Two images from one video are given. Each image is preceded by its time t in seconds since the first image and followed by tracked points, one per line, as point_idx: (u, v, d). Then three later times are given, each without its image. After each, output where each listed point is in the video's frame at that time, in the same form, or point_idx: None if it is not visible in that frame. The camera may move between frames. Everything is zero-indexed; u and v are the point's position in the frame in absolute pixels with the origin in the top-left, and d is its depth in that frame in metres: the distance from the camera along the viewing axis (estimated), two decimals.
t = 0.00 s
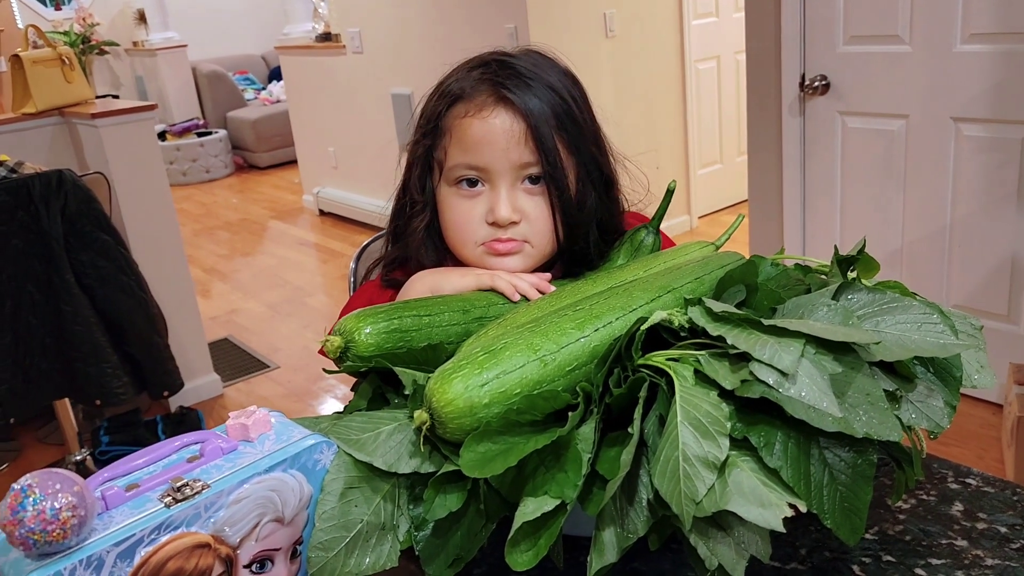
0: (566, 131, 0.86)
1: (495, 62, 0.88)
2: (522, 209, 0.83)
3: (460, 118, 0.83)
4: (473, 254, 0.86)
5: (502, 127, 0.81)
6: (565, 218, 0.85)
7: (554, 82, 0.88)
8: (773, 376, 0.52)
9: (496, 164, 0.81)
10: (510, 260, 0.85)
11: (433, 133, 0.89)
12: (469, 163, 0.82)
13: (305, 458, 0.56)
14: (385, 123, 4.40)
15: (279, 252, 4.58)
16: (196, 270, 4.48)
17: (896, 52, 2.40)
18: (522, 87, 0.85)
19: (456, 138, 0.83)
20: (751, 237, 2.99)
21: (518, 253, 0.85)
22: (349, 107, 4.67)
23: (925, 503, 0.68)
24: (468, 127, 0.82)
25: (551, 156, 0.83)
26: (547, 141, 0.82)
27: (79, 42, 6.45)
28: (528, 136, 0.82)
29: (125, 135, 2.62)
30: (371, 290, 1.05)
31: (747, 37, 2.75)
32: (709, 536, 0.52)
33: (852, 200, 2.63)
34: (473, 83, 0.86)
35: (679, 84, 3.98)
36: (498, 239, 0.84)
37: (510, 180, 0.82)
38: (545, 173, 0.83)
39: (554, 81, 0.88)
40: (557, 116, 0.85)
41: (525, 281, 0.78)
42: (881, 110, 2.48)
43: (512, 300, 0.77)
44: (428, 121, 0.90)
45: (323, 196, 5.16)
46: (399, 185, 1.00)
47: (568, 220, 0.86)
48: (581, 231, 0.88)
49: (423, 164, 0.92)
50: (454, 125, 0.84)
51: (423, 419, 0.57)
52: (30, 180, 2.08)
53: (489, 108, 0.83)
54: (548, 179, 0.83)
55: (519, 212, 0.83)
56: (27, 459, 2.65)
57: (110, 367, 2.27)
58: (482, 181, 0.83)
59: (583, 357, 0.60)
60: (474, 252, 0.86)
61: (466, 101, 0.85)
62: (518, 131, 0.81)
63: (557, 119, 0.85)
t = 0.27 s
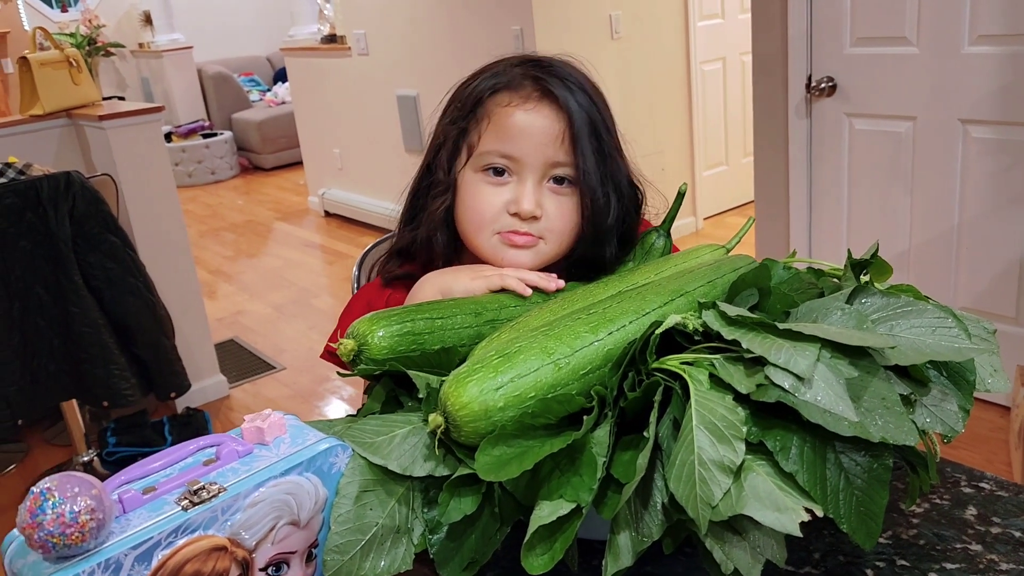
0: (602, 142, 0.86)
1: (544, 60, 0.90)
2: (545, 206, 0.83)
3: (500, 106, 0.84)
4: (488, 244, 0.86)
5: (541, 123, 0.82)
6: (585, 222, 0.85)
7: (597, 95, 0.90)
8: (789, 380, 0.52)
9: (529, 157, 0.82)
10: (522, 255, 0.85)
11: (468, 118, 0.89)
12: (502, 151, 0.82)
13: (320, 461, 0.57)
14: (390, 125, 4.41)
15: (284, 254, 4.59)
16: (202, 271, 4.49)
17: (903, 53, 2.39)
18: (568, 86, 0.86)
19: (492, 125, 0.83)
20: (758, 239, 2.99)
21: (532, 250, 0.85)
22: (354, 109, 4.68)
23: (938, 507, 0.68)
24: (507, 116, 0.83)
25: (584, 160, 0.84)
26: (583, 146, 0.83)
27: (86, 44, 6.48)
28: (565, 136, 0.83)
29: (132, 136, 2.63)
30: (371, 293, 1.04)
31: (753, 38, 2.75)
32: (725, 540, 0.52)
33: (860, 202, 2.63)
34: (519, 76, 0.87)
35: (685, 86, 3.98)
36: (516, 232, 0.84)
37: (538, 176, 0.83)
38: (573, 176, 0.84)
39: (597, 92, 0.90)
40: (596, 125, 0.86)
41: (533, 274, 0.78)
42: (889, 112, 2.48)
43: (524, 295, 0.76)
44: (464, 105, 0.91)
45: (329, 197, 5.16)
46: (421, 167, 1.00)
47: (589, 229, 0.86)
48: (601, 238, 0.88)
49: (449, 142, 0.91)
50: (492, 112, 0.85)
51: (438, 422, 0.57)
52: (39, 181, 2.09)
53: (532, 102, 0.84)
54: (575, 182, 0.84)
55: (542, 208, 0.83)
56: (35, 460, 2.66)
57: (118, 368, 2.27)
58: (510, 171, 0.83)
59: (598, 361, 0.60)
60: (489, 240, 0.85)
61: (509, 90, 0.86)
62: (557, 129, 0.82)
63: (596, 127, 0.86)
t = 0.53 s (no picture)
0: (627, 148, 0.87)
1: (577, 61, 0.93)
2: (560, 191, 0.83)
3: (531, 91, 0.87)
4: (498, 222, 0.85)
5: (568, 109, 0.84)
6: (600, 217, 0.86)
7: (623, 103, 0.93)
8: (800, 380, 0.52)
9: (552, 140, 0.83)
10: (531, 238, 0.85)
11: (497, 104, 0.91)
12: (526, 131, 0.84)
13: (332, 461, 0.57)
14: (396, 126, 4.42)
15: (290, 255, 4.60)
16: (208, 272, 4.50)
17: (909, 54, 2.39)
18: (598, 82, 0.88)
19: (520, 107, 0.86)
20: (764, 240, 2.99)
21: (541, 234, 0.85)
22: (360, 111, 4.69)
23: (947, 507, 0.68)
24: (536, 100, 0.85)
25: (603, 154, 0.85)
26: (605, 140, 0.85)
27: (93, 46, 6.51)
28: (589, 127, 0.84)
29: (140, 139, 2.64)
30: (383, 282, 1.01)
31: (759, 39, 2.75)
32: (737, 540, 0.52)
33: (866, 203, 2.63)
34: (552, 69, 0.90)
35: (691, 87, 3.98)
36: (529, 211, 0.84)
37: (557, 162, 0.84)
38: (590, 169, 0.85)
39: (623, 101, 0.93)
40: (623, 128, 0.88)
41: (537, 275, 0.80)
42: (895, 112, 2.47)
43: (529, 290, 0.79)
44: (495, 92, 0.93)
45: (334, 199, 5.17)
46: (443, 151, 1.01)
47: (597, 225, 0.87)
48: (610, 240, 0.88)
49: (477, 120, 0.92)
50: (523, 97, 0.87)
51: (449, 422, 0.57)
52: (48, 183, 2.10)
53: (561, 91, 0.86)
54: (591, 174, 0.86)
55: (557, 191, 0.83)
56: (42, 461, 2.67)
57: (126, 369, 2.28)
58: (530, 153, 0.84)
59: (608, 361, 0.60)
60: (500, 217, 0.85)
61: (541, 78, 0.88)
62: (582, 118, 0.84)
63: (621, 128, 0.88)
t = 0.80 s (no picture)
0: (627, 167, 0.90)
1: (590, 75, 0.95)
2: (557, 200, 0.85)
3: (542, 99, 0.89)
4: (493, 221, 0.87)
5: (575, 122, 0.86)
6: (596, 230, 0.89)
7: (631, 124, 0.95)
8: (805, 387, 0.52)
9: (555, 150, 0.85)
10: (522, 242, 0.87)
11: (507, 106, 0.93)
12: (531, 137, 0.86)
13: (338, 466, 0.57)
14: (401, 128, 4.42)
15: (296, 258, 4.61)
16: (214, 275, 4.51)
17: (914, 55, 2.39)
18: (606, 98, 0.90)
19: (528, 113, 0.87)
20: (769, 243, 2.99)
21: (532, 238, 0.87)
22: (365, 113, 4.70)
23: (953, 513, 0.68)
24: (544, 109, 0.87)
25: (600, 170, 0.88)
26: (605, 158, 0.88)
27: (99, 50, 6.54)
28: (592, 142, 0.87)
29: (146, 142, 2.65)
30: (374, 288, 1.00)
31: (764, 41, 2.75)
32: (741, 546, 0.52)
33: (871, 205, 2.63)
34: (564, 81, 0.92)
35: (695, 88, 3.98)
36: (524, 215, 0.86)
37: (557, 172, 0.86)
38: (587, 182, 0.88)
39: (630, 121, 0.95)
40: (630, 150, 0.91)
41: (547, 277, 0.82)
42: (901, 114, 2.47)
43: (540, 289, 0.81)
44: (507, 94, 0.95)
45: (340, 201, 5.18)
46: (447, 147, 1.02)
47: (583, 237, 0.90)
48: (616, 250, 0.91)
49: (483, 118, 0.94)
50: (532, 103, 0.89)
51: (454, 428, 0.57)
52: (55, 187, 2.11)
53: (570, 103, 0.88)
54: (587, 188, 0.88)
55: (554, 199, 0.85)
56: (49, 464, 2.68)
57: (132, 372, 2.29)
58: (533, 159, 0.86)
59: (613, 366, 0.60)
60: (494, 216, 0.87)
61: (553, 88, 0.90)
62: (587, 131, 0.87)
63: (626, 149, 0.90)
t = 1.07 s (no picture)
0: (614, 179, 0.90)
1: (577, 88, 0.95)
2: (545, 213, 0.85)
3: (529, 113, 0.89)
4: (480, 234, 0.87)
5: (562, 136, 0.86)
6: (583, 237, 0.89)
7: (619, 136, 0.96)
8: (807, 391, 0.53)
9: (543, 164, 0.86)
10: (508, 255, 0.87)
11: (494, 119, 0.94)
12: (519, 150, 0.86)
13: (343, 471, 0.57)
14: (405, 131, 4.43)
15: (301, 260, 4.62)
16: (219, 277, 4.53)
17: (919, 57, 2.39)
18: (594, 111, 0.91)
19: (515, 127, 0.88)
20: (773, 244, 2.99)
21: (519, 251, 0.87)
22: (369, 115, 4.71)
23: (956, 516, 0.68)
24: (532, 123, 0.87)
25: (587, 185, 0.88)
26: (591, 172, 0.88)
27: (105, 53, 6.56)
28: (580, 155, 0.87)
29: (151, 145, 2.66)
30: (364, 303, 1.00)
31: (768, 43, 2.75)
32: (744, 550, 0.52)
33: (876, 206, 2.62)
34: (552, 95, 0.92)
35: (699, 90, 3.98)
36: (511, 228, 0.86)
37: (545, 185, 0.86)
38: (574, 195, 0.88)
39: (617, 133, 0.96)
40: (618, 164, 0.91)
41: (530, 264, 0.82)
42: (905, 116, 2.47)
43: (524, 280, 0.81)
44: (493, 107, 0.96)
45: (344, 203, 5.19)
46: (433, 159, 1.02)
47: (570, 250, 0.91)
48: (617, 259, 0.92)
49: (469, 132, 0.95)
50: (519, 117, 0.90)
51: (458, 432, 0.57)
52: (61, 191, 2.12)
53: (557, 117, 0.89)
54: (575, 201, 0.88)
55: (542, 213, 0.85)
56: (55, 466, 2.69)
57: (137, 375, 2.29)
58: (520, 172, 0.86)
59: (616, 371, 0.60)
60: (482, 228, 0.87)
61: (540, 102, 0.91)
62: (574, 145, 0.87)
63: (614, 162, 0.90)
